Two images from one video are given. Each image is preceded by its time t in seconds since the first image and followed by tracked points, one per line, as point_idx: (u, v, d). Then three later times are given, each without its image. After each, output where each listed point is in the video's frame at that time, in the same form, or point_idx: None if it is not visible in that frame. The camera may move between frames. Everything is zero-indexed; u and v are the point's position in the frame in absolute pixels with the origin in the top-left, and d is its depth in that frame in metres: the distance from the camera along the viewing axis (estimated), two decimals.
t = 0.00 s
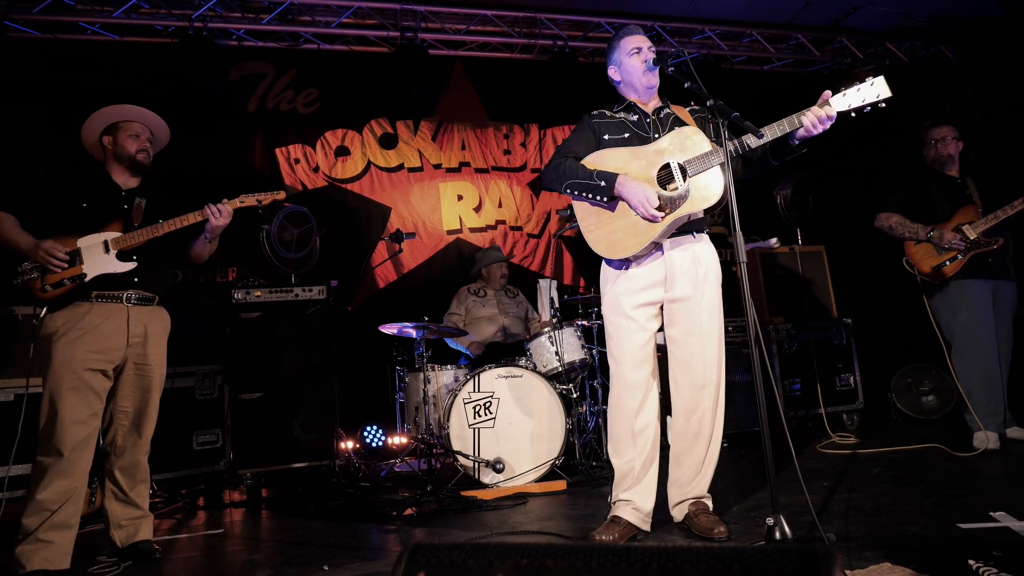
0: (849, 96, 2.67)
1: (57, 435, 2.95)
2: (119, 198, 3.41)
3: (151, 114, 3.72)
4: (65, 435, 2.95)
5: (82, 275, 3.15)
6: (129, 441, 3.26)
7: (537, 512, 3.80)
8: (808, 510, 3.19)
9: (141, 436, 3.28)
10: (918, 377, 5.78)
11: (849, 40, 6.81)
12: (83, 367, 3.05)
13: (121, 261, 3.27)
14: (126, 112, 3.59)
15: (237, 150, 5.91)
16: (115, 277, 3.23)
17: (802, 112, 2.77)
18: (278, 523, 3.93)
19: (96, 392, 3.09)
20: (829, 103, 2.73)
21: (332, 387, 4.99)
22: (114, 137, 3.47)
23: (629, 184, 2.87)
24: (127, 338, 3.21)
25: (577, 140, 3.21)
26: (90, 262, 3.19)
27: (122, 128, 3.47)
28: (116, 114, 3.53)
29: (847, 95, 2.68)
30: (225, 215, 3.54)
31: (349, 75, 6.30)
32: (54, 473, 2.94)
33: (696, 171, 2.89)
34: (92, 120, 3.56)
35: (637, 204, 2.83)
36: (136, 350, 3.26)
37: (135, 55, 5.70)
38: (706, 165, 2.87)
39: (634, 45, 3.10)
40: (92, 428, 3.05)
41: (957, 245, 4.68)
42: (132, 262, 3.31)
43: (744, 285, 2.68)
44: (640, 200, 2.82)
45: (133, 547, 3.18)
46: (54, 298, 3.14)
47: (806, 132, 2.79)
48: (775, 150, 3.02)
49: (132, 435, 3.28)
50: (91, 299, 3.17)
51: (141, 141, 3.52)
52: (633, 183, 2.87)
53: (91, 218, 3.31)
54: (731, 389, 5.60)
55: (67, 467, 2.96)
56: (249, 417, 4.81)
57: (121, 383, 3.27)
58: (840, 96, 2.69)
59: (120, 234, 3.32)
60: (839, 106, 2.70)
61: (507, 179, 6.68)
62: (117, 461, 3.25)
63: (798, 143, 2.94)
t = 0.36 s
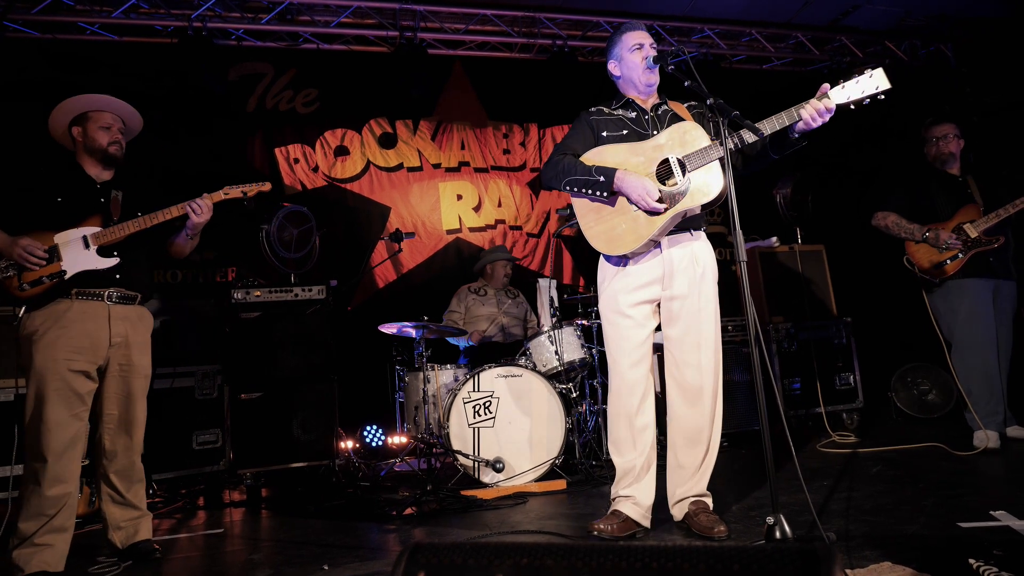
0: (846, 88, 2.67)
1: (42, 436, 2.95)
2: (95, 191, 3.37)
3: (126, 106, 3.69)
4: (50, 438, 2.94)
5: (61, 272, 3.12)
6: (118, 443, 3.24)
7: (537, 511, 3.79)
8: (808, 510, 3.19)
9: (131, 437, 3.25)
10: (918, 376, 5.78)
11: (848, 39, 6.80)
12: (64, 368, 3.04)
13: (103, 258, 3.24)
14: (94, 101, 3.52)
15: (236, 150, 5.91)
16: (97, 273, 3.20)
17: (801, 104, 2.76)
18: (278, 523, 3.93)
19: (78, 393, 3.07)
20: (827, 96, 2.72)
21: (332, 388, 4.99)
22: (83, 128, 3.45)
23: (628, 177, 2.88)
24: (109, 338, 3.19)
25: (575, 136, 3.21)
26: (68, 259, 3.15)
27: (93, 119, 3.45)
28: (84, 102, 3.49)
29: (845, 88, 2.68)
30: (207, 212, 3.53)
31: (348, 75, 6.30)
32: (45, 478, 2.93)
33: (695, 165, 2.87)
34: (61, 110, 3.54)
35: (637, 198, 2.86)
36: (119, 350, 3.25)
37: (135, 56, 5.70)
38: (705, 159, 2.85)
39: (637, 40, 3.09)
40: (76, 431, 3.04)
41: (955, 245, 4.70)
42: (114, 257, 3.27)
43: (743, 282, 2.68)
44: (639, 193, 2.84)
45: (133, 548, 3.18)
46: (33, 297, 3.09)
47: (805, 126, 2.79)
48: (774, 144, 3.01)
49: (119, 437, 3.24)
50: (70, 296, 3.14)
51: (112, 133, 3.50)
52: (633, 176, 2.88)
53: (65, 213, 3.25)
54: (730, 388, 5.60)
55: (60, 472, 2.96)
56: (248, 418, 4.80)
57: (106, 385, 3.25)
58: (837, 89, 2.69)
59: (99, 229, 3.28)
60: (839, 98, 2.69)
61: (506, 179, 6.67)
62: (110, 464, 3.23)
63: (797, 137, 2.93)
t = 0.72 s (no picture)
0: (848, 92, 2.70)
1: (32, 440, 2.94)
2: (73, 188, 3.37)
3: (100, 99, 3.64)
4: (40, 441, 2.94)
5: (43, 271, 3.09)
6: (111, 444, 3.24)
7: (537, 512, 3.79)
8: (808, 510, 3.19)
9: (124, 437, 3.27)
10: (917, 376, 5.79)
11: (847, 39, 6.80)
12: (50, 369, 3.03)
13: (87, 256, 3.24)
14: (75, 97, 3.51)
15: (236, 151, 5.91)
16: (80, 272, 3.21)
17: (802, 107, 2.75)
18: (278, 524, 3.93)
19: (66, 395, 3.07)
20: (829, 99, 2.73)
21: (331, 389, 4.99)
22: (60, 123, 3.45)
23: (630, 173, 2.90)
24: (95, 339, 3.20)
25: (575, 137, 3.20)
26: (49, 257, 3.13)
27: (70, 115, 3.46)
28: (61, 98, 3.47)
29: (845, 92, 2.71)
30: (192, 205, 3.54)
31: (348, 76, 6.30)
32: (42, 481, 2.93)
33: (695, 165, 2.89)
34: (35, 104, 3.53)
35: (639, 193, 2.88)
36: (105, 351, 3.25)
37: (134, 57, 5.70)
38: (706, 160, 2.87)
39: (634, 44, 3.09)
40: (66, 433, 3.03)
41: (955, 245, 4.70)
42: (97, 255, 3.28)
43: (742, 283, 2.68)
44: (641, 187, 2.86)
45: (133, 550, 3.18)
46: (13, 298, 3.06)
47: (806, 128, 2.75)
48: (773, 148, 3.03)
49: (109, 438, 3.24)
50: (53, 296, 3.14)
51: (90, 129, 3.50)
52: (634, 172, 2.89)
53: (44, 209, 3.25)
54: (730, 389, 5.60)
55: (56, 473, 2.95)
56: (248, 419, 4.80)
57: (94, 387, 3.24)
58: (837, 94, 2.71)
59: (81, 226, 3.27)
60: (838, 102, 2.70)
61: (506, 180, 6.68)
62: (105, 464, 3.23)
63: (796, 141, 2.93)
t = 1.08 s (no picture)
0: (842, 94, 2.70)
1: (32, 443, 2.95)
2: (71, 189, 3.37)
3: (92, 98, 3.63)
4: (41, 442, 2.95)
5: (43, 272, 3.10)
6: (110, 445, 3.25)
7: (537, 513, 3.80)
8: (807, 511, 3.20)
9: (126, 437, 3.28)
10: (917, 378, 5.79)
11: (847, 40, 6.80)
12: (50, 371, 3.04)
13: (87, 257, 3.23)
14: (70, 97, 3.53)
15: (236, 152, 5.92)
16: (80, 273, 3.21)
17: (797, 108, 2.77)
18: (278, 525, 3.93)
19: (67, 397, 3.08)
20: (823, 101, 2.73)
21: (331, 390, 4.99)
22: (56, 124, 3.45)
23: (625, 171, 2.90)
24: (95, 340, 3.20)
25: (571, 137, 3.22)
26: (49, 259, 3.13)
27: (65, 116, 3.46)
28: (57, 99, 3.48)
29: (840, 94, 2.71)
30: (197, 203, 3.47)
31: (348, 77, 6.31)
32: (43, 483, 2.94)
33: (692, 165, 2.89)
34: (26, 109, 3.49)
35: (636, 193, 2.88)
36: (106, 352, 3.25)
37: (135, 58, 5.72)
38: (702, 159, 2.87)
39: (634, 44, 3.10)
40: (67, 434, 3.04)
41: (954, 244, 4.70)
42: (97, 256, 3.27)
43: (740, 283, 2.68)
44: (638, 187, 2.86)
45: (134, 551, 3.19)
46: (13, 300, 3.07)
47: (800, 131, 2.77)
48: (768, 148, 3.03)
49: (111, 439, 3.25)
50: (53, 298, 3.14)
51: (86, 129, 3.51)
52: (629, 170, 2.90)
53: (43, 210, 3.26)
54: (729, 390, 5.61)
55: (56, 475, 2.96)
56: (248, 420, 4.81)
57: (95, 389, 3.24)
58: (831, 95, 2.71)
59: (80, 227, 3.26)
60: (833, 104, 2.71)
61: (506, 181, 6.69)
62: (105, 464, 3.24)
63: (791, 142, 2.95)
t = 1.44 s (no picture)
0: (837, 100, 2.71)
1: (39, 443, 2.95)
2: (84, 192, 3.39)
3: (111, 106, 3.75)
4: (47, 442, 2.95)
5: (56, 273, 3.13)
6: (115, 445, 3.26)
7: (534, 513, 3.80)
8: (804, 511, 3.20)
9: (127, 438, 3.28)
10: (914, 377, 5.80)
11: (844, 41, 6.84)
12: (60, 371, 3.03)
13: (98, 258, 3.27)
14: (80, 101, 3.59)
15: (235, 152, 5.92)
16: (91, 275, 3.23)
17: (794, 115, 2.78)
18: (275, 525, 3.93)
19: (76, 397, 3.08)
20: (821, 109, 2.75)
21: (330, 390, 5.00)
22: (69, 129, 3.47)
23: (624, 167, 2.91)
24: (105, 341, 3.21)
25: (569, 139, 3.22)
26: (61, 260, 3.17)
27: (78, 120, 3.48)
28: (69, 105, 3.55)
29: (838, 102, 2.72)
30: (204, 206, 3.57)
31: (346, 78, 6.32)
32: (44, 482, 2.94)
33: (689, 169, 2.90)
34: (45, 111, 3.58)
35: (638, 185, 2.88)
36: (114, 352, 3.26)
37: (134, 58, 5.71)
38: (700, 164, 2.88)
39: (632, 44, 3.11)
40: (73, 434, 3.04)
41: (950, 244, 4.71)
42: (108, 258, 3.30)
43: (738, 285, 2.68)
44: (640, 179, 2.86)
45: (132, 551, 3.19)
46: (26, 300, 3.10)
47: (798, 137, 2.78)
48: (765, 153, 3.04)
49: (115, 439, 3.27)
50: (64, 298, 3.16)
51: (98, 133, 3.53)
52: (626, 166, 2.91)
53: (56, 213, 3.28)
54: (726, 390, 5.61)
55: (57, 474, 2.96)
56: (245, 421, 4.80)
57: (103, 389, 3.26)
58: (830, 103, 2.73)
59: (92, 229, 3.32)
60: (830, 111, 2.72)
61: (504, 181, 6.69)
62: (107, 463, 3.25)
63: (788, 149, 2.95)
